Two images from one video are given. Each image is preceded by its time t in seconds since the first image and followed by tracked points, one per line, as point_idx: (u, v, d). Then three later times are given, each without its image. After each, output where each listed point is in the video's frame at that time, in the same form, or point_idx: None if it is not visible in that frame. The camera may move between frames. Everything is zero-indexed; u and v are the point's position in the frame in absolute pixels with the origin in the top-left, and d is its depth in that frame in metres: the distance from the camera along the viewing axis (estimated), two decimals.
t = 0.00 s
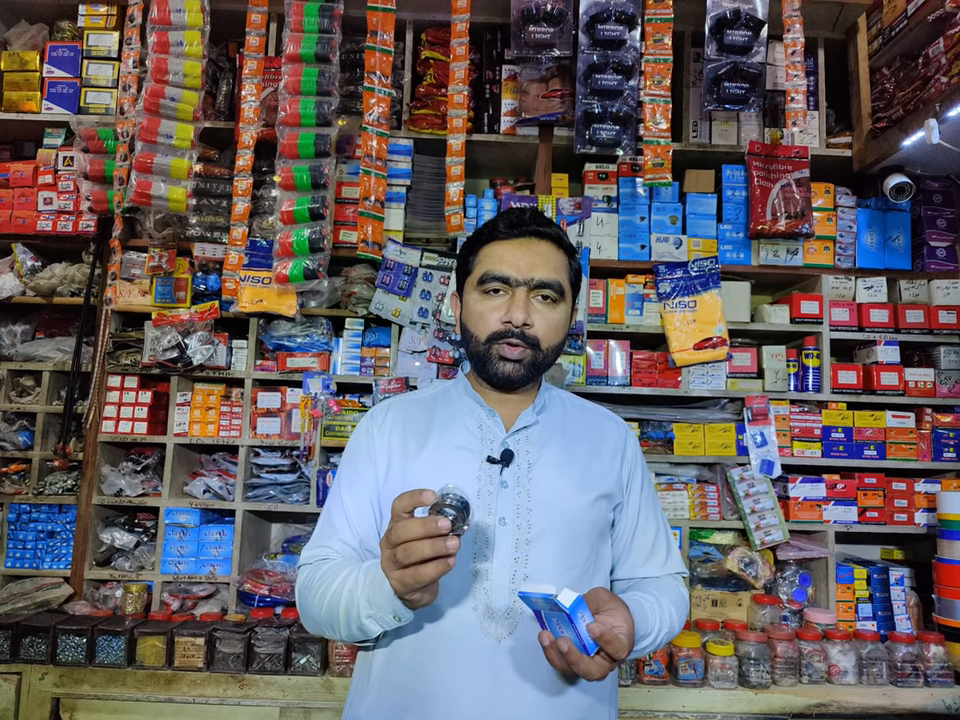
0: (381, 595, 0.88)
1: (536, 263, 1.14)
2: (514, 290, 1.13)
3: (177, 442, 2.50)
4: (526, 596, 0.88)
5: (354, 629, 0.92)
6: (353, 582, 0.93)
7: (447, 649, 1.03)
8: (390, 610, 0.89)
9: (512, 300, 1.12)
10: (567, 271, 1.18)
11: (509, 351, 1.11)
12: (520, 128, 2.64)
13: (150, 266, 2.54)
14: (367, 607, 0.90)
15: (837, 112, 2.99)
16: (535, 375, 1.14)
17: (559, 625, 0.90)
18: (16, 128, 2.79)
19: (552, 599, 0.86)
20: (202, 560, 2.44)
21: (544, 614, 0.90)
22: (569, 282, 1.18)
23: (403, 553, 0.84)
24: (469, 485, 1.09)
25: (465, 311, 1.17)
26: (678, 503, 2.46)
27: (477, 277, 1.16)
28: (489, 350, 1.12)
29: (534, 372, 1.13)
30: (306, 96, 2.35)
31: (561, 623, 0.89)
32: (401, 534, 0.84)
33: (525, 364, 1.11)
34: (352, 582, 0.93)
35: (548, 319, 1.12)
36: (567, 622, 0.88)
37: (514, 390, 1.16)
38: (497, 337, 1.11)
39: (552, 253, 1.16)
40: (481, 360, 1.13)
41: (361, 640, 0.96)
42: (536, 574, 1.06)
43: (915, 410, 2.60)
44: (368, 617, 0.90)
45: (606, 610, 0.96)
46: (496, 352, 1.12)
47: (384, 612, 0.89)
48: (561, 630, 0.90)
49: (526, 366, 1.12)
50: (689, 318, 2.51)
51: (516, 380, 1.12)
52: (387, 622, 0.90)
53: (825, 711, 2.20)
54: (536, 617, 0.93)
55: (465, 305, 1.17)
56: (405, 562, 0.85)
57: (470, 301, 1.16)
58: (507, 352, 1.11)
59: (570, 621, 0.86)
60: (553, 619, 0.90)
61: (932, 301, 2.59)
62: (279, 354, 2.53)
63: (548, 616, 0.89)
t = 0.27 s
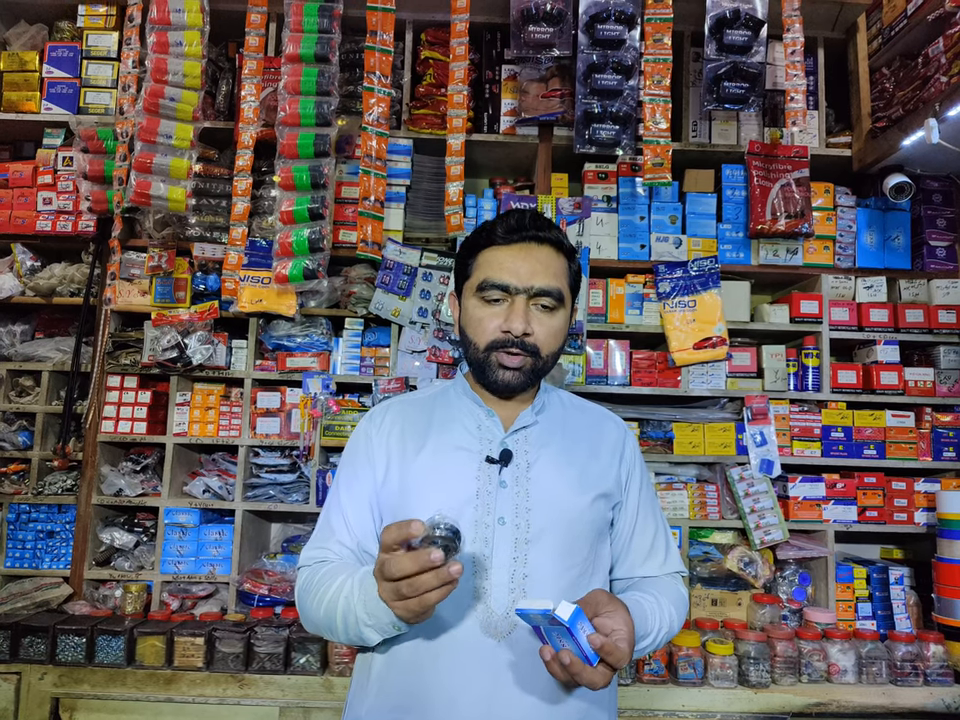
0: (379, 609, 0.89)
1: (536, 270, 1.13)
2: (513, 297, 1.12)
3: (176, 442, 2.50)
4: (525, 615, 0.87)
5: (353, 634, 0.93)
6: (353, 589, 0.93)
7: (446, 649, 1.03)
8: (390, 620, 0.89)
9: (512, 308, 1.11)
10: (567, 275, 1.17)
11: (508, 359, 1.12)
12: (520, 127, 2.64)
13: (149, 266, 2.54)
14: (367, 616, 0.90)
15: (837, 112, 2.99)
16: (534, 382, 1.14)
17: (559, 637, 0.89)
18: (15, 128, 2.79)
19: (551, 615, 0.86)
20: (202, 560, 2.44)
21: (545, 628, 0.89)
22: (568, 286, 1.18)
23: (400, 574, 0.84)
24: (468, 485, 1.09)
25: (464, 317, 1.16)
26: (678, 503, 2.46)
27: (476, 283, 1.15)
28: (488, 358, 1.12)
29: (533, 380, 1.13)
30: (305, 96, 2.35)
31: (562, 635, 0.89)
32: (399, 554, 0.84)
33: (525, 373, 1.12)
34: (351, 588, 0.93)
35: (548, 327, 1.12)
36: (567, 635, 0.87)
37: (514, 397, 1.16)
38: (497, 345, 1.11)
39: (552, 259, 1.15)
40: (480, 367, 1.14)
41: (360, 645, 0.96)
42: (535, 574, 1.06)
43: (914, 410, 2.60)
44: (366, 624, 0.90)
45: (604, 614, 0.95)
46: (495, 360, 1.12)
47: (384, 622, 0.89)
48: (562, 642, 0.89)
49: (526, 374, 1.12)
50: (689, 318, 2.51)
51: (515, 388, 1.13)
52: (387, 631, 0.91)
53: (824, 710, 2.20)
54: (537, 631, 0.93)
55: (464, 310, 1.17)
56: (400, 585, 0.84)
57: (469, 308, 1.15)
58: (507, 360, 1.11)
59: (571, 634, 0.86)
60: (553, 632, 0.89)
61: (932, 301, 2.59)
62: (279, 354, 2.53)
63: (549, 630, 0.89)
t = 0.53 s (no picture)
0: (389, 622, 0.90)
1: (534, 282, 1.09)
2: (512, 312, 1.09)
3: (174, 441, 2.49)
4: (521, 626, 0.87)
5: (356, 637, 0.93)
6: (358, 596, 0.93)
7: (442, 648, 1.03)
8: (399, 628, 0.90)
9: (510, 323, 1.09)
10: (565, 283, 1.14)
11: (506, 373, 1.11)
12: (518, 127, 2.64)
13: (147, 265, 2.53)
14: (375, 623, 0.91)
15: (835, 112, 2.99)
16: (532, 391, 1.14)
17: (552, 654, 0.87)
18: (13, 127, 2.79)
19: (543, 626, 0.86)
20: (200, 559, 2.44)
21: (538, 643, 0.88)
22: (567, 295, 1.15)
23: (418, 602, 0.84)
24: (464, 485, 1.09)
25: (461, 328, 1.14)
26: (676, 502, 2.46)
27: (473, 295, 1.12)
28: (486, 371, 1.11)
29: (532, 391, 1.13)
30: (303, 95, 2.35)
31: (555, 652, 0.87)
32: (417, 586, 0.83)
33: (523, 385, 1.12)
34: (356, 593, 0.94)
35: (546, 340, 1.11)
36: (559, 648, 0.85)
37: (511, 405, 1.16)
38: (495, 360, 1.10)
39: (551, 269, 1.12)
40: (478, 380, 1.13)
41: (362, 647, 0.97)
42: (530, 573, 1.06)
43: (912, 409, 2.60)
44: (373, 629, 0.91)
45: (597, 625, 0.88)
46: (493, 373, 1.11)
47: (392, 629, 0.91)
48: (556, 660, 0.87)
49: (524, 387, 1.12)
50: (687, 317, 2.51)
51: (514, 399, 1.13)
52: (394, 637, 0.92)
53: (823, 709, 2.20)
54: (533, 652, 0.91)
55: (461, 320, 1.14)
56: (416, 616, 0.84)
57: (466, 321, 1.13)
58: (505, 375, 1.11)
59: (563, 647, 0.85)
60: (547, 648, 0.87)
61: (930, 300, 2.59)
62: (277, 353, 2.53)
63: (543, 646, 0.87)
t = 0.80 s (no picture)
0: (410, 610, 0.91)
1: (533, 283, 1.09)
2: (510, 313, 1.09)
3: (173, 441, 2.49)
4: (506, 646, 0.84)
5: (360, 638, 0.94)
6: (365, 593, 0.93)
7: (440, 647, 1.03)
8: (407, 625, 0.91)
9: (509, 325, 1.08)
10: (563, 284, 1.14)
11: (505, 374, 1.11)
12: (517, 125, 2.64)
13: (146, 264, 2.53)
14: (382, 620, 0.91)
15: (834, 109, 2.99)
16: (530, 391, 1.14)
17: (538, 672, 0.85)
18: (12, 127, 2.78)
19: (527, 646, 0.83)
20: (200, 558, 2.44)
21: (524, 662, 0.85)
22: (565, 295, 1.14)
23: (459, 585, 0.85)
24: (461, 483, 1.09)
25: (459, 329, 1.14)
26: (676, 501, 2.46)
27: (471, 297, 1.11)
28: (485, 372, 1.11)
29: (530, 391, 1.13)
30: (302, 94, 2.35)
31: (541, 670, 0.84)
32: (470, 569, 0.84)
33: (522, 386, 1.12)
34: (362, 594, 0.93)
35: (545, 341, 1.11)
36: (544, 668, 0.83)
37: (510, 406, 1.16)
38: (494, 362, 1.10)
39: (549, 269, 1.11)
40: (477, 381, 1.13)
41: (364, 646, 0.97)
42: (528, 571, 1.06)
43: (911, 407, 2.60)
44: (379, 629, 0.92)
45: (584, 641, 0.86)
46: (492, 374, 1.11)
47: (400, 627, 0.91)
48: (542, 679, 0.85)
49: (522, 387, 1.12)
50: (686, 316, 2.51)
51: (512, 399, 1.13)
52: (400, 635, 0.93)
53: (822, 707, 2.20)
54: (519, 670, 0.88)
55: (459, 321, 1.13)
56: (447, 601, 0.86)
57: (464, 322, 1.12)
58: (504, 376, 1.11)
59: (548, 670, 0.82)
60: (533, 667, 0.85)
61: (929, 298, 2.59)
62: (276, 352, 2.52)
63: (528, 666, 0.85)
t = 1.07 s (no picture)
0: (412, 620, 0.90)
1: (538, 286, 1.08)
2: (515, 315, 1.09)
3: (174, 441, 2.49)
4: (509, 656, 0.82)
5: (358, 640, 0.93)
6: (365, 595, 0.93)
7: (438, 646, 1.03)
8: (406, 632, 0.89)
9: (513, 327, 1.08)
10: (567, 285, 1.13)
11: (509, 376, 1.11)
12: (518, 125, 2.64)
13: (146, 264, 2.53)
14: (380, 624, 0.91)
15: (835, 109, 2.98)
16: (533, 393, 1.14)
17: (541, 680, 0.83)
18: (12, 127, 2.78)
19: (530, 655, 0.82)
20: (200, 559, 2.44)
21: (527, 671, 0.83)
22: (569, 296, 1.14)
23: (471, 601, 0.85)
24: (461, 483, 1.09)
25: (463, 331, 1.14)
26: (676, 501, 2.46)
27: (475, 298, 1.11)
28: (489, 374, 1.11)
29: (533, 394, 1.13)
30: (302, 94, 2.35)
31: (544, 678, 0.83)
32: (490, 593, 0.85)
33: (525, 389, 1.12)
34: (362, 595, 0.93)
35: (548, 344, 1.10)
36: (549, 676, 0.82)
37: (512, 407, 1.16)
38: (499, 364, 1.10)
39: (554, 271, 1.11)
40: (480, 383, 1.13)
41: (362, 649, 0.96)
42: (528, 571, 1.06)
43: (912, 408, 2.60)
44: (376, 631, 0.91)
45: (584, 645, 0.86)
46: (496, 377, 1.11)
47: (399, 632, 0.90)
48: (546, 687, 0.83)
49: (526, 390, 1.12)
50: (687, 316, 2.51)
51: (515, 401, 1.13)
52: (397, 641, 0.91)
53: (822, 708, 2.20)
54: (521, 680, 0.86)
55: (463, 322, 1.13)
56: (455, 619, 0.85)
57: (468, 323, 1.12)
58: (508, 378, 1.10)
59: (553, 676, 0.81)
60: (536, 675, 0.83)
61: (930, 299, 2.59)
62: (276, 353, 2.52)
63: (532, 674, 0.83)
